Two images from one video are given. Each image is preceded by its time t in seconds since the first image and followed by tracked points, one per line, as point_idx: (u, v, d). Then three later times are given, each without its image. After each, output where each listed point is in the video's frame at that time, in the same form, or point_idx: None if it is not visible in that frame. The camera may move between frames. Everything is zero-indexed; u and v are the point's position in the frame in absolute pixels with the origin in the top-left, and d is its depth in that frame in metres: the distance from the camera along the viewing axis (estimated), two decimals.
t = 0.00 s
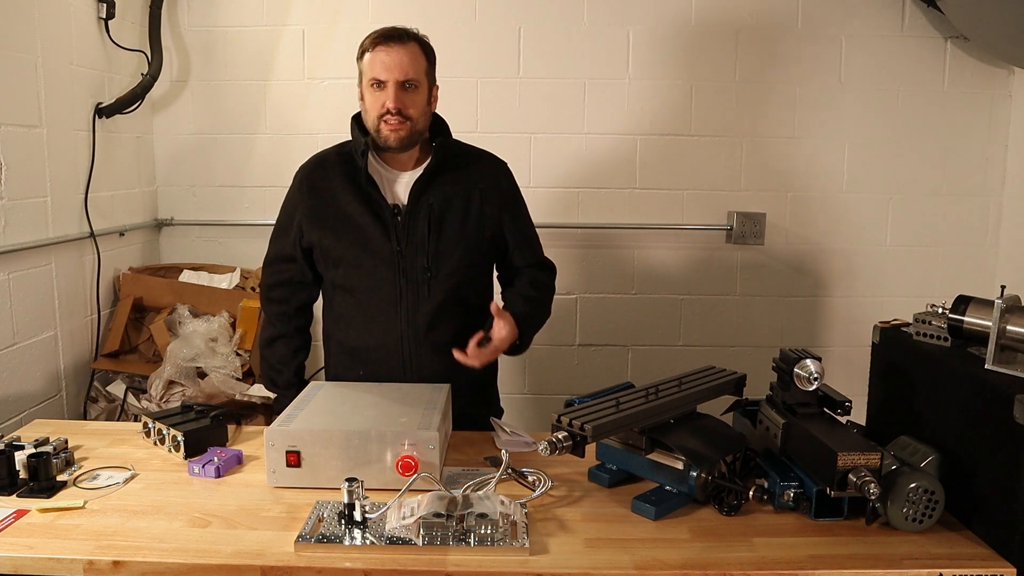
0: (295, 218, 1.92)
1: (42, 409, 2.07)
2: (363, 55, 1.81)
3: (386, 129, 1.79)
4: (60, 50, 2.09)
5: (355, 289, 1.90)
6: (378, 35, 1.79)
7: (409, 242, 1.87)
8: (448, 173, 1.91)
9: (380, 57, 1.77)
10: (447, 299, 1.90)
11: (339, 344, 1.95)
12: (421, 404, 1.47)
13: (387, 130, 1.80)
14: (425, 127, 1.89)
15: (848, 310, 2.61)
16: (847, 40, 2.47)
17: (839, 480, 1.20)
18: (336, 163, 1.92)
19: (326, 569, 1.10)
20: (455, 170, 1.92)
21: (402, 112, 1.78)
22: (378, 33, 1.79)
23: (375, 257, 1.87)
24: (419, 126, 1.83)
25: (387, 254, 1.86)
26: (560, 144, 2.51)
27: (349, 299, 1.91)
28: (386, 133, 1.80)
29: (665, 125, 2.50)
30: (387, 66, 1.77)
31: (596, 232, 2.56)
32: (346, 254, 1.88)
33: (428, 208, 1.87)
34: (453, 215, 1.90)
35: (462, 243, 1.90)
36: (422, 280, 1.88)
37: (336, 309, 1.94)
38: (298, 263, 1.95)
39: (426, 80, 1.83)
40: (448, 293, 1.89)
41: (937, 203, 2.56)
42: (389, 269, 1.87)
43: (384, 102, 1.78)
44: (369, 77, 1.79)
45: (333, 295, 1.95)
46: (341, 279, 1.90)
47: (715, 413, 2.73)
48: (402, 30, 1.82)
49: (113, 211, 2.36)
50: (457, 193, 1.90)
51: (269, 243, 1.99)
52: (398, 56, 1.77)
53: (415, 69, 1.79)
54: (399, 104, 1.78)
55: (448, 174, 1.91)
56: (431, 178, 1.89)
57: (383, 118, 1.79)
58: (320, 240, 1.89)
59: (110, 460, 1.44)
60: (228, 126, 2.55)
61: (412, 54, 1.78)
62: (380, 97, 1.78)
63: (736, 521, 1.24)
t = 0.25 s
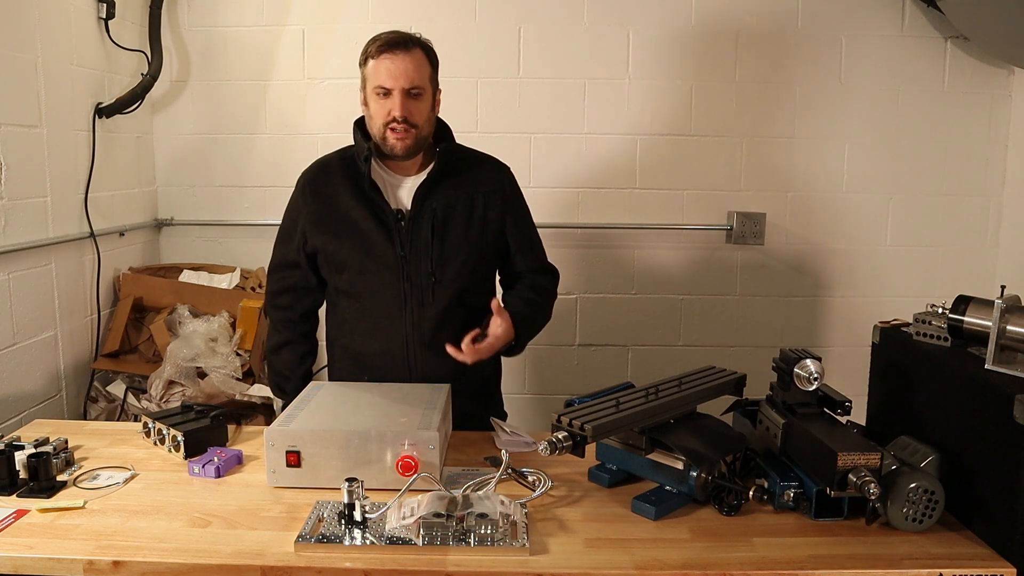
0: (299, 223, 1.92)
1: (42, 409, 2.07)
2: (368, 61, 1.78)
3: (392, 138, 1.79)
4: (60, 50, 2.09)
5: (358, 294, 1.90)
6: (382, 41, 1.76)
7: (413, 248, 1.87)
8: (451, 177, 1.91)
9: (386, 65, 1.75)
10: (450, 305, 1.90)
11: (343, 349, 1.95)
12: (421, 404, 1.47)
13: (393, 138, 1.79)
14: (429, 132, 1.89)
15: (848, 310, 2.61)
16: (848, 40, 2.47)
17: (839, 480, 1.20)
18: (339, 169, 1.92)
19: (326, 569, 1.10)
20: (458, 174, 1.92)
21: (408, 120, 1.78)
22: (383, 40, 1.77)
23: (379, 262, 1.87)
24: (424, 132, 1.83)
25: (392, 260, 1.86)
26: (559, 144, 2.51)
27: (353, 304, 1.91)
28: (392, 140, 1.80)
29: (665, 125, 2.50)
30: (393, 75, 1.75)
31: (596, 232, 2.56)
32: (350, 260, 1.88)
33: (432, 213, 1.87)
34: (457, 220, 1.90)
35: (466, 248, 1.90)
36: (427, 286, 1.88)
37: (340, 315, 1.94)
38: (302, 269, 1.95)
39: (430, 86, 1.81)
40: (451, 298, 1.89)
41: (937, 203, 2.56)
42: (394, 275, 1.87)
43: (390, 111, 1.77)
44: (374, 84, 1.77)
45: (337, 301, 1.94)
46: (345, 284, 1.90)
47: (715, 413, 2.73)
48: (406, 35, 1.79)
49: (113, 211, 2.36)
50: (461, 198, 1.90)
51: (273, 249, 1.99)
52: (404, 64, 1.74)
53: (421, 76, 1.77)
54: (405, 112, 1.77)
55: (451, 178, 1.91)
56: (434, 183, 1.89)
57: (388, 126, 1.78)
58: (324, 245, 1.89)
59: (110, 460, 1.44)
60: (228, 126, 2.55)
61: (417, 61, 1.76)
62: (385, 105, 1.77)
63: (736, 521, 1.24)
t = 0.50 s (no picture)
0: (298, 214, 1.92)
1: (42, 409, 2.07)
2: (385, 55, 1.75)
3: (407, 133, 1.78)
4: (60, 50, 2.09)
5: (357, 285, 1.90)
6: (402, 37, 1.74)
7: (413, 237, 1.87)
8: (449, 168, 1.91)
9: (407, 62, 1.73)
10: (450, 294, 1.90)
11: (343, 341, 1.95)
12: (421, 404, 1.47)
13: (408, 134, 1.78)
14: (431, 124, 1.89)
15: (848, 310, 2.61)
16: (848, 40, 2.47)
17: (839, 480, 1.20)
18: (336, 161, 1.92)
19: (326, 569, 1.10)
20: (456, 165, 1.92)
21: (425, 118, 1.77)
22: (402, 35, 1.74)
23: (379, 253, 1.87)
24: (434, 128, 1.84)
25: (391, 250, 1.86)
26: (559, 144, 2.51)
27: (351, 296, 1.91)
28: (406, 136, 1.79)
29: (665, 125, 2.50)
30: (413, 73, 1.73)
31: (595, 231, 2.56)
32: (349, 250, 1.88)
33: (430, 202, 1.87)
34: (455, 210, 1.90)
35: (465, 237, 1.91)
36: (426, 275, 1.88)
37: (338, 307, 1.94)
38: (300, 262, 1.95)
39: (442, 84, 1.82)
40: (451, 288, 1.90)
41: (937, 202, 2.56)
42: (394, 264, 1.87)
43: (409, 108, 1.75)
44: (393, 80, 1.74)
45: (335, 293, 1.94)
46: (343, 275, 1.90)
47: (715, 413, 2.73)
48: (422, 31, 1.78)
49: (113, 211, 2.36)
50: (459, 188, 1.90)
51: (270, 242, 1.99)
52: (424, 63, 1.74)
53: (438, 74, 1.77)
54: (423, 110, 1.76)
55: (449, 169, 1.91)
56: (433, 174, 1.89)
57: (405, 122, 1.77)
58: (323, 236, 1.89)
59: (110, 460, 1.44)
60: (228, 126, 2.55)
61: (435, 59, 1.76)
62: (404, 102, 1.75)
63: (736, 521, 1.24)
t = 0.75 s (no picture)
0: (294, 209, 1.91)
1: (42, 409, 2.07)
2: (395, 52, 1.76)
3: (415, 131, 1.79)
4: (60, 50, 2.09)
5: (355, 280, 1.89)
6: (413, 36, 1.75)
7: (411, 232, 1.87)
8: (446, 163, 1.92)
9: (417, 60, 1.74)
10: (448, 289, 1.90)
11: (338, 335, 1.93)
12: (421, 403, 1.47)
13: (413, 131, 1.79)
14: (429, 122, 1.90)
15: (848, 310, 2.61)
16: (848, 40, 2.47)
17: (839, 480, 1.20)
18: (334, 157, 1.93)
19: (326, 569, 1.10)
20: (452, 160, 1.93)
21: (432, 116, 1.79)
22: (413, 34, 1.75)
23: (377, 249, 1.87)
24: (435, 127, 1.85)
25: (389, 244, 1.87)
26: (560, 144, 2.51)
27: (350, 291, 1.90)
28: (411, 134, 1.80)
29: (664, 125, 2.50)
30: (422, 72, 1.74)
31: (595, 231, 2.56)
32: (347, 245, 1.88)
33: (427, 198, 1.88)
34: (452, 205, 1.91)
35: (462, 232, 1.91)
36: (425, 269, 1.88)
37: (334, 301, 1.93)
38: (295, 256, 1.93)
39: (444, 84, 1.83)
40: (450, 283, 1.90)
41: (936, 202, 2.56)
42: (392, 259, 1.87)
43: (418, 107, 1.76)
44: (401, 77, 1.75)
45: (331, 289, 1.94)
46: (340, 270, 1.90)
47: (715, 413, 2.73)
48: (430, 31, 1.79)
49: (113, 211, 2.36)
50: (455, 183, 1.91)
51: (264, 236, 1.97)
52: (433, 63, 1.75)
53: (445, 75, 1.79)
54: (431, 109, 1.78)
55: (446, 165, 1.92)
56: (431, 170, 1.90)
57: (412, 119, 1.78)
58: (321, 232, 1.89)
59: (109, 460, 1.44)
60: (228, 126, 2.55)
61: (444, 59, 1.78)
62: (412, 99, 1.76)
63: (736, 521, 1.24)
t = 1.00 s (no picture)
0: (277, 209, 1.91)
1: (42, 409, 2.07)
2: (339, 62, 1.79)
3: (360, 136, 1.80)
4: (60, 50, 2.09)
5: (334, 277, 1.90)
6: (354, 44, 1.77)
7: (386, 232, 1.87)
8: (423, 165, 1.92)
9: (354, 68, 1.76)
10: (425, 288, 1.91)
11: (318, 329, 1.95)
12: (421, 403, 1.47)
13: (360, 137, 1.81)
14: (401, 126, 1.89)
15: (848, 310, 2.61)
16: (847, 40, 2.47)
17: (839, 480, 1.20)
18: (317, 159, 1.92)
19: (326, 569, 1.10)
20: (429, 162, 1.93)
21: (375, 121, 1.79)
22: (355, 42, 1.77)
23: (353, 247, 1.88)
24: (395, 131, 1.84)
25: (367, 244, 1.87)
26: (560, 144, 2.51)
27: (329, 288, 1.91)
28: (360, 140, 1.82)
29: (665, 125, 2.50)
30: (360, 77, 1.76)
31: (595, 231, 2.56)
32: (325, 243, 1.89)
33: (405, 199, 1.88)
34: (428, 207, 1.90)
35: (436, 232, 1.91)
36: (399, 268, 1.88)
37: (314, 296, 1.95)
38: (279, 252, 1.95)
39: (401, 87, 1.82)
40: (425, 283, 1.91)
41: (936, 202, 2.56)
42: (369, 259, 1.88)
43: (358, 112, 1.78)
44: (344, 86, 1.78)
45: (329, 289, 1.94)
46: (319, 266, 1.91)
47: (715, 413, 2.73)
48: (378, 36, 1.79)
49: (113, 211, 2.36)
50: (433, 184, 1.91)
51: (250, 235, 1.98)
52: (373, 68, 1.76)
53: (389, 79, 1.78)
54: (372, 113, 1.78)
55: (424, 166, 1.92)
56: (408, 171, 1.90)
57: (356, 126, 1.80)
58: (301, 230, 1.90)
59: (110, 460, 1.44)
60: (228, 126, 2.55)
61: (385, 64, 1.77)
62: (353, 107, 1.78)
63: (736, 521, 1.24)
